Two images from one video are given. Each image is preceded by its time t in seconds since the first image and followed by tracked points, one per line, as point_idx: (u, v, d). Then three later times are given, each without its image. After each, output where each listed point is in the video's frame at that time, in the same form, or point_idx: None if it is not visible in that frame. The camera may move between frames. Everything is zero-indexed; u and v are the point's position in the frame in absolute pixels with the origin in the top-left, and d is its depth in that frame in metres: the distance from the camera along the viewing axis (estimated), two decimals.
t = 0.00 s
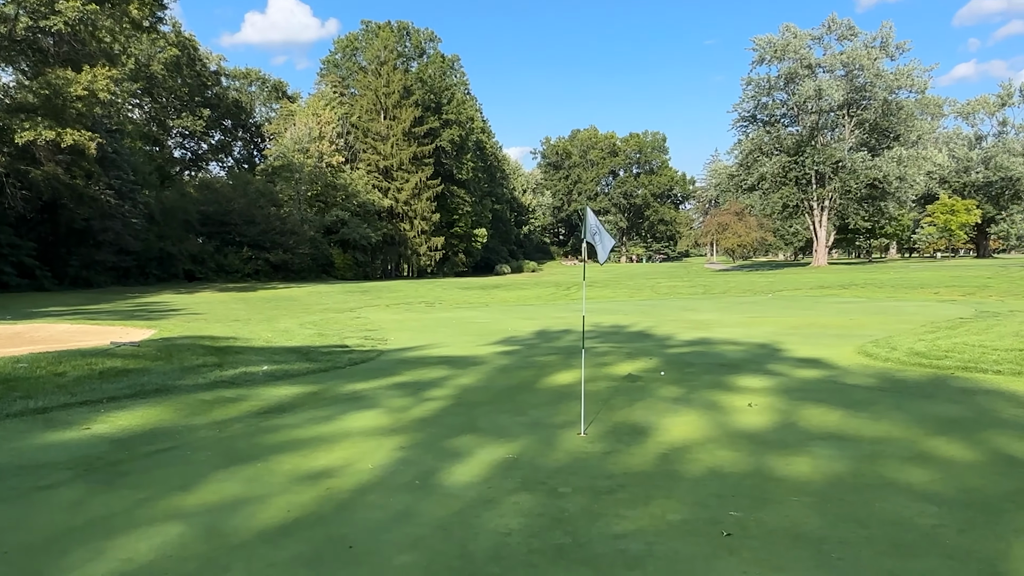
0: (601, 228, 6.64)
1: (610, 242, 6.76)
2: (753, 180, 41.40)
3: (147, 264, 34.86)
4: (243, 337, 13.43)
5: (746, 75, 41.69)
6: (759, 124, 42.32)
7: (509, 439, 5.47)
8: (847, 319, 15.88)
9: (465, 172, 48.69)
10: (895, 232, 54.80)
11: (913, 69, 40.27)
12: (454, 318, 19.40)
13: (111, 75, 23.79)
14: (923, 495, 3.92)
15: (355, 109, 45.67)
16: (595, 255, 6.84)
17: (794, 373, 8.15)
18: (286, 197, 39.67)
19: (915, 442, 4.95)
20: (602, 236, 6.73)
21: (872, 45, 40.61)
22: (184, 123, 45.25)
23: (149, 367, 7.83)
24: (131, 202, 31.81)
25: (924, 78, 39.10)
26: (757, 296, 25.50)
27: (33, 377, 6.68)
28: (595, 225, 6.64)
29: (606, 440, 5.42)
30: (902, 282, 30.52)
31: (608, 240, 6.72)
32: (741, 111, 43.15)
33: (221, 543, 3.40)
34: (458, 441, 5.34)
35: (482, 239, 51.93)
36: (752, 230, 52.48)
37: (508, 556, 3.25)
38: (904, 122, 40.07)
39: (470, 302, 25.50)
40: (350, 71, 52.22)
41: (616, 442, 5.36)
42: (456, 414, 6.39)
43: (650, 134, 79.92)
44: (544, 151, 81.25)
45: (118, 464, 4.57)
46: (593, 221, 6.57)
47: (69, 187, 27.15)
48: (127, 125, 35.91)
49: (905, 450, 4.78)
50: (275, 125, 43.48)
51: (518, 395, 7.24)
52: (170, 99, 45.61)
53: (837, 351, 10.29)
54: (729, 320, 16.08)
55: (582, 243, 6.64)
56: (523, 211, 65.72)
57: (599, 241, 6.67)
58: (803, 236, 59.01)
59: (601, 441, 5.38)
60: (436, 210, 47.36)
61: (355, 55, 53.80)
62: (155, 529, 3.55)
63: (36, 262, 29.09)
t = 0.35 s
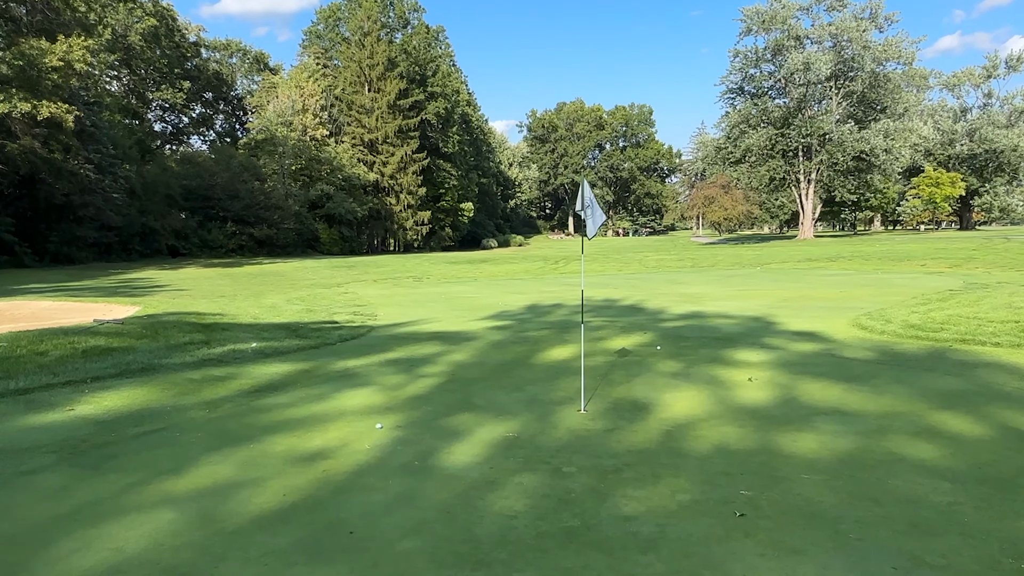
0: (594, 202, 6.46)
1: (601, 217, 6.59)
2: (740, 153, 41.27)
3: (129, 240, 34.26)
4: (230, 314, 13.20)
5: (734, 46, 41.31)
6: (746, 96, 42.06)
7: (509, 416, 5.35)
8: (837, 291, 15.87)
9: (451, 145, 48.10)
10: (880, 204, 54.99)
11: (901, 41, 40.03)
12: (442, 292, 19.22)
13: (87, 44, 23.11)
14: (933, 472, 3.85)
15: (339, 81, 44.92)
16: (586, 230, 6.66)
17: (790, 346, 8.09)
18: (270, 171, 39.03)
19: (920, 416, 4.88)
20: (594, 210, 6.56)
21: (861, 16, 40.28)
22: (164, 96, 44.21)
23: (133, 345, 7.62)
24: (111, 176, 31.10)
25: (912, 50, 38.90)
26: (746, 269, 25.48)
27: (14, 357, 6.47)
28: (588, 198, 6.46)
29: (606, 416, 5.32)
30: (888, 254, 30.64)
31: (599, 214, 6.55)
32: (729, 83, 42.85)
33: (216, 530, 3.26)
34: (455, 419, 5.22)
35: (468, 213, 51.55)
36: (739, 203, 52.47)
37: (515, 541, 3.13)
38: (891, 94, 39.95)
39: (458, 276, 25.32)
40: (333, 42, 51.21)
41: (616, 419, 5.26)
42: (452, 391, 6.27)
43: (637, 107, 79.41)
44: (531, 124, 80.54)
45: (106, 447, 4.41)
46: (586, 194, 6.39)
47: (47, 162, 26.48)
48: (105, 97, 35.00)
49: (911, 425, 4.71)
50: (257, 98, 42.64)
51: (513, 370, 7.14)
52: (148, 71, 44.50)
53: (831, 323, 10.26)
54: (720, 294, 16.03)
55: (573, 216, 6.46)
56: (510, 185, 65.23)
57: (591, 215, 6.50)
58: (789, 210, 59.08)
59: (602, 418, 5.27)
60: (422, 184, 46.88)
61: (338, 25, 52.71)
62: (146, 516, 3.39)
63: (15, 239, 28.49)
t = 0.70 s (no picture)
0: (592, 185, 6.27)
1: (599, 201, 6.40)
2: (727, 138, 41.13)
3: (111, 229, 33.65)
4: (214, 303, 12.91)
5: (722, 31, 41.05)
6: (734, 81, 41.88)
7: (502, 408, 5.17)
8: (828, 277, 15.77)
9: (438, 131, 47.57)
10: (867, 189, 55.12)
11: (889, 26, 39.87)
12: (430, 280, 18.97)
13: (63, 28, 22.53)
14: (945, 464, 3.70)
15: (323, 67, 44.30)
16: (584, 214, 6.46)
17: (787, 332, 7.96)
18: (254, 158, 38.60)
19: (926, 405, 4.74)
20: (592, 193, 6.37)
21: None
22: (145, 81, 43.34)
23: (111, 336, 7.35)
24: (91, 163, 30.40)
25: (900, 34, 38.76)
26: (735, 255, 25.37)
27: None
28: (587, 181, 6.26)
29: (604, 408, 5.15)
30: (876, 239, 30.65)
31: (597, 199, 6.37)
32: (717, 68, 42.64)
33: (193, 536, 3.04)
34: (447, 412, 5.02)
35: (456, 200, 51.12)
36: (726, 189, 52.42)
37: (513, 543, 2.95)
38: (878, 79, 39.87)
39: (446, 263, 25.08)
40: (317, 26, 50.38)
41: (615, 409, 5.08)
42: (443, 382, 6.08)
43: (624, 93, 79.09)
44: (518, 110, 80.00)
45: (78, 446, 4.18)
46: (583, 176, 6.19)
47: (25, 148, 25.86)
48: (84, 82, 34.24)
49: (918, 414, 4.57)
50: (239, 83, 41.92)
51: (506, 359, 6.96)
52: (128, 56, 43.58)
53: (825, 309, 10.14)
54: (710, 280, 15.91)
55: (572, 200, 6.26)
56: (497, 172, 64.75)
57: (588, 199, 6.30)
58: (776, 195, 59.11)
59: (601, 408, 5.11)
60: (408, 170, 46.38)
61: (321, 10, 51.84)
62: (118, 521, 3.18)
63: None
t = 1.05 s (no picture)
0: (577, 174, 5.97)
1: (584, 191, 6.10)
2: (711, 129, 41.00)
3: (87, 223, 32.85)
4: (187, 300, 12.53)
5: (706, 22, 40.87)
6: (718, 72, 41.75)
7: (482, 411, 4.90)
8: (815, 269, 15.59)
9: (421, 123, 46.99)
10: (849, 180, 55.26)
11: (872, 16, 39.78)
12: (412, 274, 18.61)
13: (32, 17, 21.86)
14: (954, 472, 3.47)
15: (304, 58, 43.64)
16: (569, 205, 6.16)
17: (776, 327, 7.74)
18: (235, 151, 37.81)
19: (926, 405, 4.52)
20: (577, 182, 6.07)
21: None
22: (122, 73, 42.43)
23: (72, 337, 7.00)
24: (66, 157, 29.58)
25: (883, 25, 38.70)
26: (720, 247, 25.20)
27: None
28: (571, 170, 5.96)
29: (589, 410, 4.88)
30: (860, 230, 30.63)
31: (582, 188, 6.07)
32: (700, 59, 42.48)
33: (135, 566, 2.74)
34: (423, 416, 4.74)
35: (440, 193, 50.60)
36: (710, 180, 52.37)
37: (490, 570, 2.67)
38: (862, 70, 39.85)
39: (429, 257, 24.70)
40: (297, 17, 49.55)
41: (601, 412, 4.83)
42: (421, 383, 5.79)
43: (608, 85, 78.87)
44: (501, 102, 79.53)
45: (21, 460, 3.87)
46: (567, 165, 5.89)
47: None
48: (57, 74, 33.35)
49: (920, 415, 4.34)
50: (218, 75, 41.13)
51: (487, 358, 6.68)
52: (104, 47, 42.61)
53: (814, 302, 9.95)
54: (696, 272, 15.70)
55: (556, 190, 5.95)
56: (481, 164, 64.18)
57: (573, 189, 6.00)
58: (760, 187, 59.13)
59: (586, 411, 4.84)
60: (391, 163, 45.81)
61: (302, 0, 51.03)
62: (53, 550, 2.87)
63: None
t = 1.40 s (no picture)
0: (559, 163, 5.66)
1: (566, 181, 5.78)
2: (697, 121, 40.82)
3: (65, 218, 32.08)
4: (162, 296, 12.12)
5: (692, 13, 40.62)
6: (704, 64, 41.55)
7: (464, 415, 4.61)
8: (804, 261, 15.42)
9: (406, 116, 46.40)
10: (835, 172, 55.29)
11: (858, 8, 39.67)
12: (395, 269, 18.27)
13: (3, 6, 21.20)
14: (968, 480, 3.25)
15: (286, 49, 42.95)
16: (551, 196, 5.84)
17: (769, 323, 7.50)
18: (217, 143, 37.23)
19: (933, 405, 4.30)
20: (558, 172, 5.75)
21: None
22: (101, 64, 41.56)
23: (33, 337, 6.64)
24: (43, 149, 28.80)
25: (869, 16, 38.62)
26: (707, 240, 25.01)
27: None
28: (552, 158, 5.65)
29: (578, 412, 4.62)
30: (846, 222, 30.53)
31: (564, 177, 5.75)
32: (686, 51, 42.26)
33: None
34: (401, 421, 4.47)
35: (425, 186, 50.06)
36: (696, 173, 52.25)
37: None
38: (847, 62, 39.81)
39: (414, 251, 24.35)
40: (279, 8, 48.76)
41: (592, 414, 4.56)
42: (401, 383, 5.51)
43: (594, 77, 78.63)
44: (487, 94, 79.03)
45: None
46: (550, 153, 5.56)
47: None
48: (33, 64, 32.49)
49: (927, 417, 4.11)
50: (199, 66, 40.39)
51: (471, 357, 6.39)
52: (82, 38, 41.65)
53: (806, 296, 9.75)
54: (684, 265, 15.47)
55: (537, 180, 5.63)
56: (467, 157, 63.61)
57: (555, 178, 5.68)
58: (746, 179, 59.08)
59: (578, 415, 4.57)
60: (376, 156, 45.27)
61: None
62: None
63: None
